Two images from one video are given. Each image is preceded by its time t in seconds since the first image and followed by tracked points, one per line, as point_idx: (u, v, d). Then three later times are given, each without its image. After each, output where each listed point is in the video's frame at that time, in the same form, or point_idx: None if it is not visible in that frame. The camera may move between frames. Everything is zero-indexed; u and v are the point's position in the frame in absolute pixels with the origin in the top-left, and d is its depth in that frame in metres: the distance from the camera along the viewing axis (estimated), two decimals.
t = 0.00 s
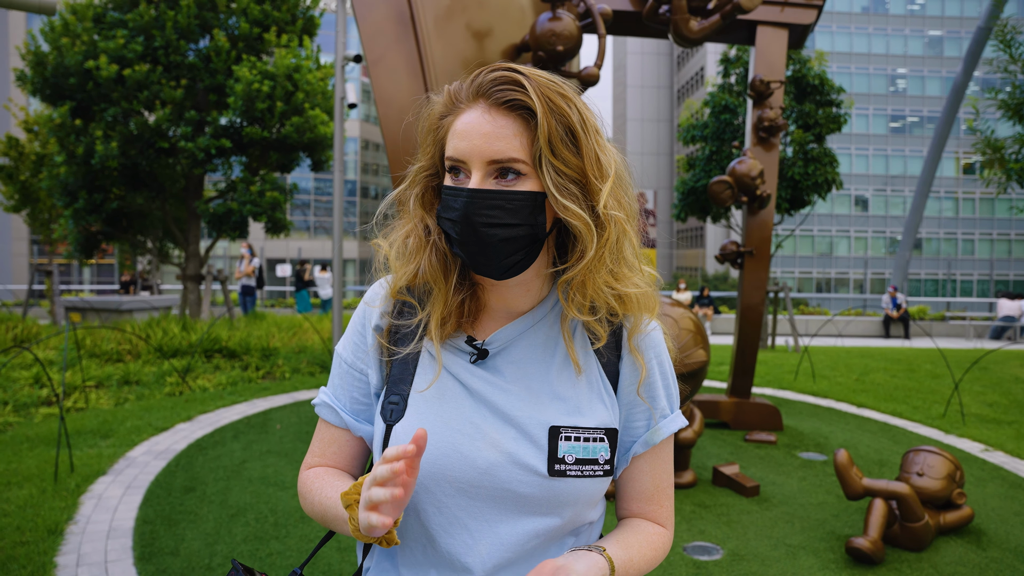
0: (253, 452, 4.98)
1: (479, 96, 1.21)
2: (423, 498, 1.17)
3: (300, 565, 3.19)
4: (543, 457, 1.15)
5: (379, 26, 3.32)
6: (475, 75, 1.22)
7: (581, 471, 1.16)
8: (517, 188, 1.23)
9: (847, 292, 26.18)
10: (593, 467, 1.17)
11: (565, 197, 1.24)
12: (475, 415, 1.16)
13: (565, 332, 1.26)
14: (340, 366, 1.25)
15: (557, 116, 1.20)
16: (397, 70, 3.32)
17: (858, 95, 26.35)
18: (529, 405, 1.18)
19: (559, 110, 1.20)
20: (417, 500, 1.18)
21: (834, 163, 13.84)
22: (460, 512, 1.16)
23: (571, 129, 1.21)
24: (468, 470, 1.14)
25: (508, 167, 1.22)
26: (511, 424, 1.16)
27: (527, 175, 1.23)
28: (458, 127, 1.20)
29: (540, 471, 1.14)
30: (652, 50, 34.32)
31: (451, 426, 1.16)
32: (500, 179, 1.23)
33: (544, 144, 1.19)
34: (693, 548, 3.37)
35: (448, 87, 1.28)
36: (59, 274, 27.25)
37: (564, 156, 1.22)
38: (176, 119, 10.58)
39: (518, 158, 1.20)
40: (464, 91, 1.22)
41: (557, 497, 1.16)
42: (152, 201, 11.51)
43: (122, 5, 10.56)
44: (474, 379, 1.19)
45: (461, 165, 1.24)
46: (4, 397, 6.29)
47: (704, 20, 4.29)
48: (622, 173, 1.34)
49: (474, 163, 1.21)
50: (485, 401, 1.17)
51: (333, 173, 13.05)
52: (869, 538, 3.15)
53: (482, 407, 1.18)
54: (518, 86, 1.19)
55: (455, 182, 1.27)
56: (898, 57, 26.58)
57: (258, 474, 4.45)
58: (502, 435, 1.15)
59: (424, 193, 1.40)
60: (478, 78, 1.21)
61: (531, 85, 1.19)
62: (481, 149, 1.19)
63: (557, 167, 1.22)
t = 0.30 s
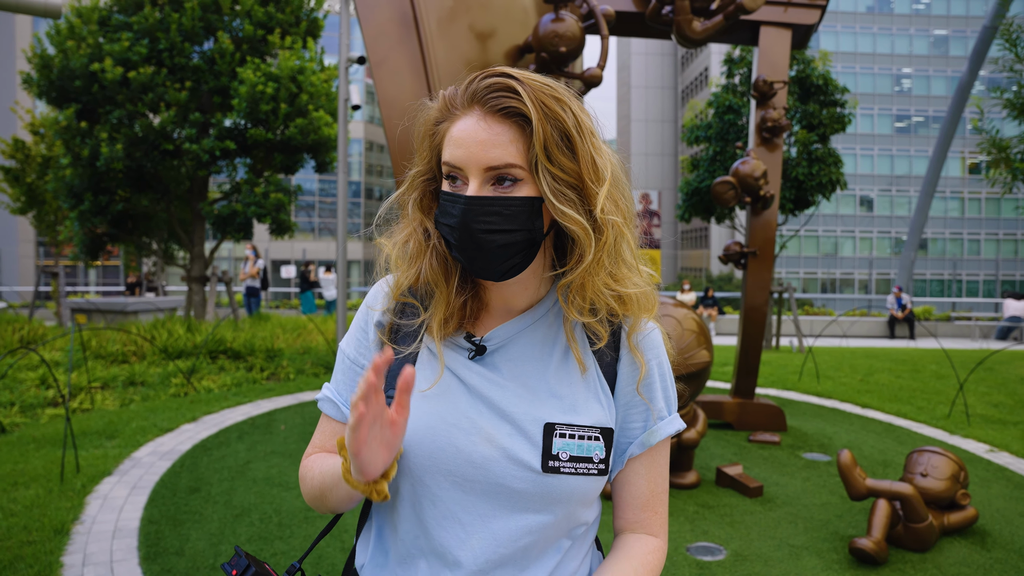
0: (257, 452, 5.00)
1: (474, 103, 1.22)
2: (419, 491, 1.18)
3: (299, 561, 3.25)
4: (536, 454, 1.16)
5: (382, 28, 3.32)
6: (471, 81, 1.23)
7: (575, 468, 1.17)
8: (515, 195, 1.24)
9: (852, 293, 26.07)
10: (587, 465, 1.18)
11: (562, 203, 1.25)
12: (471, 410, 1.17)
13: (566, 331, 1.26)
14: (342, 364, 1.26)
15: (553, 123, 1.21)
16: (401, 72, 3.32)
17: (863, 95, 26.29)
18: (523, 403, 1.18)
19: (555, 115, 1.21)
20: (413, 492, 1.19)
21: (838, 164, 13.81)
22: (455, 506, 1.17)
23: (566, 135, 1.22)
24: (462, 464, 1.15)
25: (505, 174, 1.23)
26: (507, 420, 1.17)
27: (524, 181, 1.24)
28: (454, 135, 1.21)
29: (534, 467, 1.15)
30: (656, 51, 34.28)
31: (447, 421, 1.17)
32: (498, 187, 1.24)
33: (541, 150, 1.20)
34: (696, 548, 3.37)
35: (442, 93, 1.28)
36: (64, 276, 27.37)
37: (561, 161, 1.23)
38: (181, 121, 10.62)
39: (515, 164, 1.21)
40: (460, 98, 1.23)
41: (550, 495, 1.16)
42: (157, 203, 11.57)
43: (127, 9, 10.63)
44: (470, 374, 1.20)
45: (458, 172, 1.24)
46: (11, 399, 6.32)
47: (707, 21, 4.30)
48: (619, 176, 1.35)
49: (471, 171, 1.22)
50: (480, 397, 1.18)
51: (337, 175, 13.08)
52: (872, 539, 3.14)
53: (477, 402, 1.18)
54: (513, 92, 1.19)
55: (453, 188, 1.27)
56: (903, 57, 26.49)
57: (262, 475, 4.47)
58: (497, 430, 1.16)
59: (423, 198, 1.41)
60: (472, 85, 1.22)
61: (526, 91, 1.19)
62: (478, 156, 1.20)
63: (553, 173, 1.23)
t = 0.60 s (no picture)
0: (260, 451, 5.01)
1: (475, 104, 1.22)
2: (415, 487, 1.19)
3: (295, 555, 3.29)
4: (531, 451, 1.16)
5: (384, 28, 3.33)
6: (472, 82, 1.23)
7: (569, 465, 1.17)
8: (515, 197, 1.25)
9: (856, 292, 25.98)
10: (582, 463, 1.17)
11: (561, 205, 1.25)
12: (466, 408, 1.18)
13: (561, 329, 1.27)
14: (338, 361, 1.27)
15: (553, 124, 1.21)
16: (403, 72, 3.33)
17: (867, 94, 26.21)
18: (518, 401, 1.19)
19: (555, 118, 1.21)
20: (410, 487, 1.20)
21: (842, 162, 13.77)
22: (450, 502, 1.17)
23: (565, 137, 1.23)
24: (457, 460, 1.16)
25: (506, 176, 1.23)
26: (501, 417, 1.17)
27: (525, 183, 1.24)
28: (455, 135, 1.20)
29: (528, 463, 1.15)
30: (659, 49, 34.23)
31: (442, 418, 1.17)
32: (499, 188, 1.24)
33: (541, 151, 1.20)
34: (698, 547, 3.37)
35: (441, 93, 1.28)
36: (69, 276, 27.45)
37: (561, 163, 1.23)
38: (184, 121, 10.65)
39: (515, 166, 1.21)
40: (460, 99, 1.23)
41: (545, 492, 1.17)
42: (160, 203, 11.62)
43: (130, 9, 10.66)
44: (465, 372, 1.20)
45: (458, 172, 1.24)
46: (15, 398, 6.34)
47: (709, 20, 4.27)
48: (617, 179, 1.35)
49: (472, 171, 1.22)
50: (476, 394, 1.19)
51: (340, 174, 13.10)
52: (874, 538, 3.13)
53: (473, 400, 1.19)
54: (514, 95, 1.20)
55: (453, 190, 1.27)
56: (907, 55, 26.40)
57: (265, 474, 4.48)
58: (492, 427, 1.17)
59: (420, 196, 1.41)
60: (474, 86, 1.22)
61: (527, 93, 1.20)
62: (479, 158, 1.20)
63: (553, 176, 1.23)
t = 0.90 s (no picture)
0: (265, 449, 5.03)
1: (489, 98, 1.21)
2: (411, 486, 1.19)
3: (293, 553, 3.29)
4: (527, 446, 1.16)
5: (388, 26, 3.33)
6: (487, 75, 1.23)
7: (566, 460, 1.17)
8: (529, 192, 1.24)
9: (862, 290, 25.87)
10: (578, 457, 1.18)
11: (576, 198, 1.26)
12: (464, 405, 1.18)
13: (562, 324, 1.28)
14: (338, 358, 1.26)
15: (567, 122, 1.22)
16: (407, 70, 3.33)
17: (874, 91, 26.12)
18: (518, 396, 1.19)
19: (568, 115, 1.22)
20: (405, 484, 1.20)
21: (848, 160, 13.72)
22: (447, 500, 1.18)
23: (577, 135, 1.24)
24: (455, 456, 1.16)
25: (521, 171, 1.23)
26: (497, 413, 1.17)
27: (538, 179, 1.24)
28: (470, 129, 1.19)
29: (525, 459, 1.15)
30: (664, 47, 34.13)
31: (440, 414, 1.17)
32: (513, 183, 1.24)
33: (557, 147, 1.21)
34: (702, 545, 3.36)
35: (452, 85, 1.27)
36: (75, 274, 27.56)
37: (574, 161, 1.25)
38: (189, 119, 10.68)
39: (530, 163, 1.22)
40: (472, 91, 1.22)
41: (542, 486, 1.17)
42: (166, 200, 11.67)
43: (135, 7, 10.66)
44: (463, 370, 1.20)
45: (471, 168, 1.23)
46: (22, 395, 6.38)
47: (714, 17, 4.27)
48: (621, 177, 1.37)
49: (487, 166, 1.22)
50: (474, 391, 1.19)
51: (344, 172, 13.12)
52: (879, 537, 3.13)
53: (470, 397, 1.19)
54: (532, 91, 1.20)
55: (463, 184, 1.26)
56: (914, 52, 26.28)
57: (270, 471, 4.50)
58: (489, 423, 1.17)
59: (422, 190, 1.40)
60: (488, 79, 1.22)
61: (544, 89, 1.20)
62: (496, 153, 1.19)
63: (566, 171, 1.24)
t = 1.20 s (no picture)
0: (268, 447, 5.04)
1: (492, 95, 1.21)
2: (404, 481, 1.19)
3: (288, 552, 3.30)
4: (520, 443, 1.16)
5: (391, 24, 3.35)
6: (490, 74, 1.22)
7: (559, 457, 1.17)
8: (530, 188, 1.25)
9: (866, 290, 25.79)
10: (571, 454, 1.18)
11: (576, 196, 1.28)
12: (457, 403, 1.18)
13: (556, 320, 1.28)
14: (334, 354, 1.28)
15: (569, 121, 1.23)
16: (410, 68, 3.34)
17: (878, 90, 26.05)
18: (511, 394, 1.19)
19: (569, 114, 1.23)
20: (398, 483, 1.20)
21: (852, 159, 13.67)
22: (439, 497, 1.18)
23: (578, 135, 1.25)
24: (449, 454, 1.16)
25: (523, 169, 1.23)
26: (492, 411, 1.18)
27: (539, 177, 1.25)
28: (473, 125, 1.19)
29: (517, 456, 1.16)
30: (668, 46, 34.06)
31: (434, 411, 1.18)
32: (515, 179, 1.24)
33: (559, 144, 1.22)
34: (704, 544, 3.36)
35: (453, 82, 1.27)
36: (79, 272, 27.62)
37: (574, 159, 1.26)
38: (192, 117, 10.70)
39: (533, 160, 1.22)
40: (475, 88, 1.22)
41: (535, 484, 1.17)
42: (169, 199, 11.68)
43: (139, 6, 10.68)
44: (457, 367, 1.21)
45: (473, 163, 1.23)
46: (26, 393, 6.40)
47: (717, 15, 4.25)
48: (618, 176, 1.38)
49: (491, 163, 1.22)
50: (467, 388, 1.19)
51: (348, 170, 13.13)
52: (881, 536, 3.12)
53: (463, 395, 1.19)
54: (536, 90, 1.21)
55: (465, 180, 1.25)
56: (918, 51, 26.20)
57: (272, 469, 4.51)
58: (483, 421, 1.17)
59: (421, 186, 1.40)
60: (491, 78, 1.22)
61: (547, 89, 1.21)
62: (500, 149, 1.19)
63: (567, 169, 1.25)
